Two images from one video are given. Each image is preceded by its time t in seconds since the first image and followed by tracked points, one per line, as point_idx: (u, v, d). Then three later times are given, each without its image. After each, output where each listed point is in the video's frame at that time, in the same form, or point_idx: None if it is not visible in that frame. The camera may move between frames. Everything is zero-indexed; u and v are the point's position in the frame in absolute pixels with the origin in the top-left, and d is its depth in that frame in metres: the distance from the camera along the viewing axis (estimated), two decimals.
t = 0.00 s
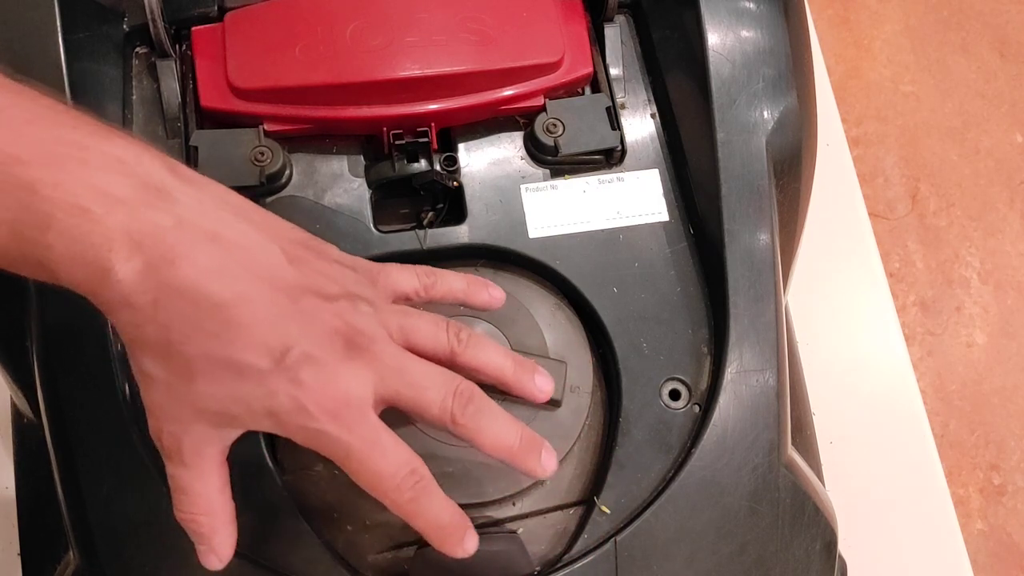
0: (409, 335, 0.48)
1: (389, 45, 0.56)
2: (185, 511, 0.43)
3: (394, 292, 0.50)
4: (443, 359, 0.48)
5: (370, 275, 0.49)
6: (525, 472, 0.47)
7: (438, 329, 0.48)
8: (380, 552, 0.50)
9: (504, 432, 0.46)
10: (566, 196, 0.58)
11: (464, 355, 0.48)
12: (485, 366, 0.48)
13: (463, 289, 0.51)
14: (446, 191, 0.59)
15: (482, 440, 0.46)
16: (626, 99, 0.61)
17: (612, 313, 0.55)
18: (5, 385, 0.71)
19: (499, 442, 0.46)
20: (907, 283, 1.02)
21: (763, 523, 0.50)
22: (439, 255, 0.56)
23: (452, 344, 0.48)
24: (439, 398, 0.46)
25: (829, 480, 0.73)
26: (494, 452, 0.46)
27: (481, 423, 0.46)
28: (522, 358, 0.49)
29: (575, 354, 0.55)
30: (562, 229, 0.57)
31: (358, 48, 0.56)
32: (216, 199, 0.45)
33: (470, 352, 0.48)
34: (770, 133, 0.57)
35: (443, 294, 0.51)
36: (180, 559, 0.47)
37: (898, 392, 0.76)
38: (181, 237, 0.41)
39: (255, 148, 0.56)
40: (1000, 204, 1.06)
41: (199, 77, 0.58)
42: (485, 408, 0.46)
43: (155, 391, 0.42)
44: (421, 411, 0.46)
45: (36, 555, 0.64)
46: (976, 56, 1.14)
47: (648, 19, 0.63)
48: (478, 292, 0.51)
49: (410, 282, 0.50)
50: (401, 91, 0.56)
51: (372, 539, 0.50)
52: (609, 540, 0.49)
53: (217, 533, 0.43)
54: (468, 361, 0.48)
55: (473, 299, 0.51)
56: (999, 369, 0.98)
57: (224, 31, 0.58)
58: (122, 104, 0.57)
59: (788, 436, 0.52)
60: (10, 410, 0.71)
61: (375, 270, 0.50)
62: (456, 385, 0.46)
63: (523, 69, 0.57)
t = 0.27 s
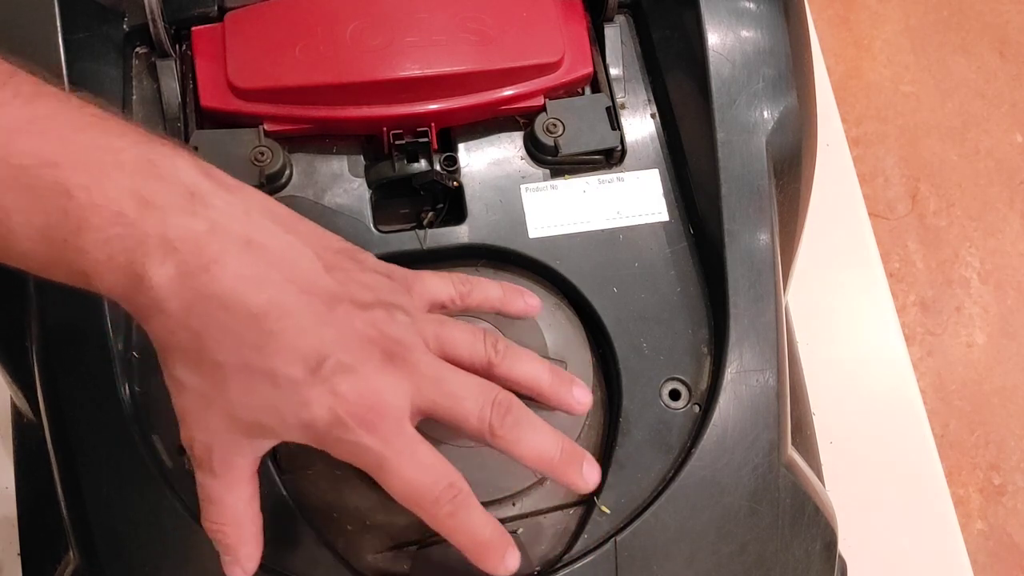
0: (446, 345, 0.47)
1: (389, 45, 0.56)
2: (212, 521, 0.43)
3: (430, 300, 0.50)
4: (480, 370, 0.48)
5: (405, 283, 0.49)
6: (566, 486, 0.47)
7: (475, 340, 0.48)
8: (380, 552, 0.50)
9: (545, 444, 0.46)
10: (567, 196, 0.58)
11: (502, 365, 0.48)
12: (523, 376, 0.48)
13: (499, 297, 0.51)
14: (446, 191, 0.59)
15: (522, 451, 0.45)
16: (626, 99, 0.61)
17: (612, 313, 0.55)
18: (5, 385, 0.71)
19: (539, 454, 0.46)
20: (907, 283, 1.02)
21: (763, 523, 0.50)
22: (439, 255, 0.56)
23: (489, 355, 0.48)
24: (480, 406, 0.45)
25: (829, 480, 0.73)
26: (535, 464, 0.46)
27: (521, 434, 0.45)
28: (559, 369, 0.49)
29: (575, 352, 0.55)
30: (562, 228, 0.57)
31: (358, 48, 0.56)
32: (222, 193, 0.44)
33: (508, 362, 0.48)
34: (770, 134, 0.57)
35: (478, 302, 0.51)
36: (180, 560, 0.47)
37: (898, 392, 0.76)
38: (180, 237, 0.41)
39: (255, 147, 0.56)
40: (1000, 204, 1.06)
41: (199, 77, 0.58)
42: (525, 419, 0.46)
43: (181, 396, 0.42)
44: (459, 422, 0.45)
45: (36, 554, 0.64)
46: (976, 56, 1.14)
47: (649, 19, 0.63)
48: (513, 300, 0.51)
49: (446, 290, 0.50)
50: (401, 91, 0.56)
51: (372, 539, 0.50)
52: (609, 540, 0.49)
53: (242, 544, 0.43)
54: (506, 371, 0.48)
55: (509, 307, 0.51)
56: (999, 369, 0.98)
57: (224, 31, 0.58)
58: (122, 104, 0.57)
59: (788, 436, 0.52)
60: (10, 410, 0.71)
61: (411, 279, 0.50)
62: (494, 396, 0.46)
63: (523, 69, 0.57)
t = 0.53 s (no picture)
0: (486, 404, 0.47)
1: (389, 45, 0.56)
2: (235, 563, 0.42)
3: (472, 354, 0.48)
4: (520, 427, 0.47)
5: (450, 339, 0.48)
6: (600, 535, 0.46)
7: (514, 398, 0.47)
8: (379, 552, 0.50)
9: (577, 498, 0.45)
10: (567, 196, 0.58)
11: (541, 422, 0.47)
12: (560, 431, 0.47)
13: (539, 342, 0.49)
14: (446, 191, 0.59)
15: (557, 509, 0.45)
16: (626, 99, 0.61)
17: (612, 313, 0.55)
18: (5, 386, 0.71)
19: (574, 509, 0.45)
20: (907, 283, 1.02)
21: (763, 523, 0.50)
22: (439, 255, 0.56)
23: (527, 414, 0.47)
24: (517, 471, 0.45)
25: (829, 480, 0.73)
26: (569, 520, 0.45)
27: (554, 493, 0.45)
28: (595, 417, 0.48)
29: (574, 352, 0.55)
30: (562, 229, 0.57)
31: (358, 48, 0.56)
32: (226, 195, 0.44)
33: (545, 417, 0.47)
34: (770, 134, 0.57)
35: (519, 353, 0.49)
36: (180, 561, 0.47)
37: (897, 391, 0.76)
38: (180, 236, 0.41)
39: (255, 147, 0.56)
40: (1000, 204, 1.06)
41: (199, 77, 0.57)
42: (559, 478, 0.45)
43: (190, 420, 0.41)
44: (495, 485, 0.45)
45: (36, 554, 0.64)
46: (976, 56, 1.14)
47: (648, 19, 0.63)
48: (556, 342, 0.49)
49: (488, 341, 0.49)
50: (401, 91, 0.56)
51: (372, 539, 0.50)
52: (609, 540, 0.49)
53: None
54: (544, 425, 0.47)
55: (551, 350, 0.49)
56: (999, 369, 0.98)
57: (224, 31, 0.58)
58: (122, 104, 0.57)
59: (788, 436, 0.52)
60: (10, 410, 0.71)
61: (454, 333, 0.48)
62: (529, 459, 0.45)
63: (523, 69, 0.57)
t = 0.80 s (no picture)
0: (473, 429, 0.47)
1: (389, 45, 0.56)
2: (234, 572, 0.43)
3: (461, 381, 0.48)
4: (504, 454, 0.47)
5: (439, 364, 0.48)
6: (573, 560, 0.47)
7: (501, 425, 0.47)
8: (380, 551, 0.50)
9: (555, 524, 0.46)
10: (566, 196, 0.58)
11: (526, 451, 0.47)
12: (544, 462, 0.47)
13: (526, 374, 0.49)
14: (446, 191, 0.59)
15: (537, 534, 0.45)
16: (626, 99, 0.61)
17: (612, 313, 0.55)
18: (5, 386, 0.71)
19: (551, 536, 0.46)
20: (907, 283, 1.02)
21: (763, 523, 0.50)
22: (439, 255, 0.56)
23: (513, 442, 0.47)
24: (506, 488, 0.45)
25: (829, 480, 0.73)
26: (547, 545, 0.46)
27: (536, 519, 0.45)
28: (575, 448, 0.48)
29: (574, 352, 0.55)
30: (562, 229, 0.57)
31: (358, 48, 0.56)
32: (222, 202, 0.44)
33: (529, 448, 0.47)
34: (770, 133, 0.57)
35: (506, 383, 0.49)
36: (180, 560, 0.47)
37: (898, 391, 0.76)
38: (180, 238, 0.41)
39: (255, 147, 0.56)
40: (1000, 204, 1.06)
41: (199, 77, 0.57)
42: (541, 504, 0.45)
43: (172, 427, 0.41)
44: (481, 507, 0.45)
45: (36, 554, 0.64)
46: (975, 56, 1.14)
47: (648, 19, 0.63)
48: (540, 376, 0.50)
49: (478, 370, 0.49)
50: (401, 91, 0.56)
51: (371, 539, 0.50)
52: (609, 541, 0.49)
53: None
54: (528, 454, 0.47)
55: (536, 383, 0.50)
56: (999, 369, 0.98)
57: (224, 31, 0.58)
58: (122, 103, 0.57)
59: (788, 436, 0.52)
60: (10, 410, 0.71)
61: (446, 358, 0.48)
62: (514, 482, 0.45)
63: (522, 69, 0.57)
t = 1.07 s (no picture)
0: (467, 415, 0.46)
1: (389, 45, 0.56)
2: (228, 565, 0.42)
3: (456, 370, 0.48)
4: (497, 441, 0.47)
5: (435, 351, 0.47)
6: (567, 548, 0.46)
7: (496, 413, 0.47)
8: (380, 551, 0.50)
9: (550, 511, 0.45)
10: (566, 196, 0.58)
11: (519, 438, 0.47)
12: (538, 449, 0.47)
13: (519, 366, 0.49)
14: (446, 191, 0.59)
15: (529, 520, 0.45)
16: (626, 99, 0.61)
17: (612, 313, 0.55)
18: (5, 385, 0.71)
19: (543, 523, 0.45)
20: (907, 283, 1.02)
21: (763, 523, 0.50)
22: (439, 254, 0.56)
23: (507, 428, 0.47)
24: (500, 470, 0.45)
25: (829, 480, 0.73)
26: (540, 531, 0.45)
27: (528, 505, 0.45)
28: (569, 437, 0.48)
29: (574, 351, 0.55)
30: (562, 229, 0.57)
31: (358, 48, 0.56)
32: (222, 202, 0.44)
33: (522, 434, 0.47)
34: (770, 133, 0.57)
35: (500, 372, 0.49)
36: (179, 559, 0.47)
37: (898, 391, 0.76)
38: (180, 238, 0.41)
39: (255, 147, 0.56)
40: (1000, 204, 1.06)
41: (199, 77, 0.57)
42: (535, 490, 0.45)
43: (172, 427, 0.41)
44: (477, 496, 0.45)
45: (35, 554, 0.64)
46: (975, 56, 1.14)
47: (649, 19, 0.63)
48: (534, 369, 0.49)
49: (471, 358, 0.48)
50: (401, 91, 0.56)
51: (371, 538, 0.50)
52: (609, 540, 0.49)
53: None
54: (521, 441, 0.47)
55: (529, 375, 0.49)
56: (999, 369, 0.98)
57: (224, 31, 0.58)
58: (121, 103, 0.57)
59: (788, 436, 0.52)
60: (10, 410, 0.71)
61: (440, 346, 0.48)
62: (508, 467, 0.45)
63: (522, 69, 0.57)
